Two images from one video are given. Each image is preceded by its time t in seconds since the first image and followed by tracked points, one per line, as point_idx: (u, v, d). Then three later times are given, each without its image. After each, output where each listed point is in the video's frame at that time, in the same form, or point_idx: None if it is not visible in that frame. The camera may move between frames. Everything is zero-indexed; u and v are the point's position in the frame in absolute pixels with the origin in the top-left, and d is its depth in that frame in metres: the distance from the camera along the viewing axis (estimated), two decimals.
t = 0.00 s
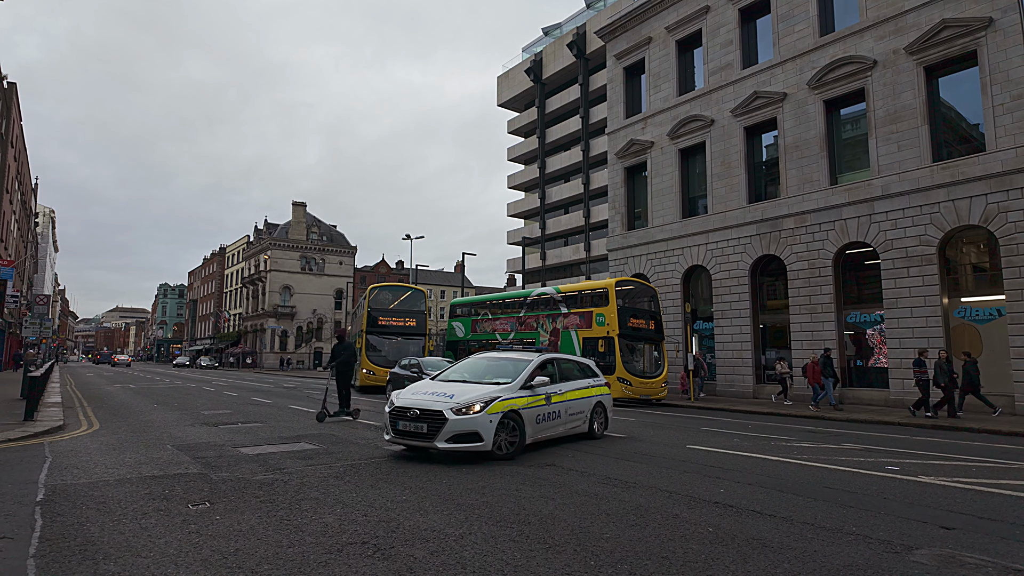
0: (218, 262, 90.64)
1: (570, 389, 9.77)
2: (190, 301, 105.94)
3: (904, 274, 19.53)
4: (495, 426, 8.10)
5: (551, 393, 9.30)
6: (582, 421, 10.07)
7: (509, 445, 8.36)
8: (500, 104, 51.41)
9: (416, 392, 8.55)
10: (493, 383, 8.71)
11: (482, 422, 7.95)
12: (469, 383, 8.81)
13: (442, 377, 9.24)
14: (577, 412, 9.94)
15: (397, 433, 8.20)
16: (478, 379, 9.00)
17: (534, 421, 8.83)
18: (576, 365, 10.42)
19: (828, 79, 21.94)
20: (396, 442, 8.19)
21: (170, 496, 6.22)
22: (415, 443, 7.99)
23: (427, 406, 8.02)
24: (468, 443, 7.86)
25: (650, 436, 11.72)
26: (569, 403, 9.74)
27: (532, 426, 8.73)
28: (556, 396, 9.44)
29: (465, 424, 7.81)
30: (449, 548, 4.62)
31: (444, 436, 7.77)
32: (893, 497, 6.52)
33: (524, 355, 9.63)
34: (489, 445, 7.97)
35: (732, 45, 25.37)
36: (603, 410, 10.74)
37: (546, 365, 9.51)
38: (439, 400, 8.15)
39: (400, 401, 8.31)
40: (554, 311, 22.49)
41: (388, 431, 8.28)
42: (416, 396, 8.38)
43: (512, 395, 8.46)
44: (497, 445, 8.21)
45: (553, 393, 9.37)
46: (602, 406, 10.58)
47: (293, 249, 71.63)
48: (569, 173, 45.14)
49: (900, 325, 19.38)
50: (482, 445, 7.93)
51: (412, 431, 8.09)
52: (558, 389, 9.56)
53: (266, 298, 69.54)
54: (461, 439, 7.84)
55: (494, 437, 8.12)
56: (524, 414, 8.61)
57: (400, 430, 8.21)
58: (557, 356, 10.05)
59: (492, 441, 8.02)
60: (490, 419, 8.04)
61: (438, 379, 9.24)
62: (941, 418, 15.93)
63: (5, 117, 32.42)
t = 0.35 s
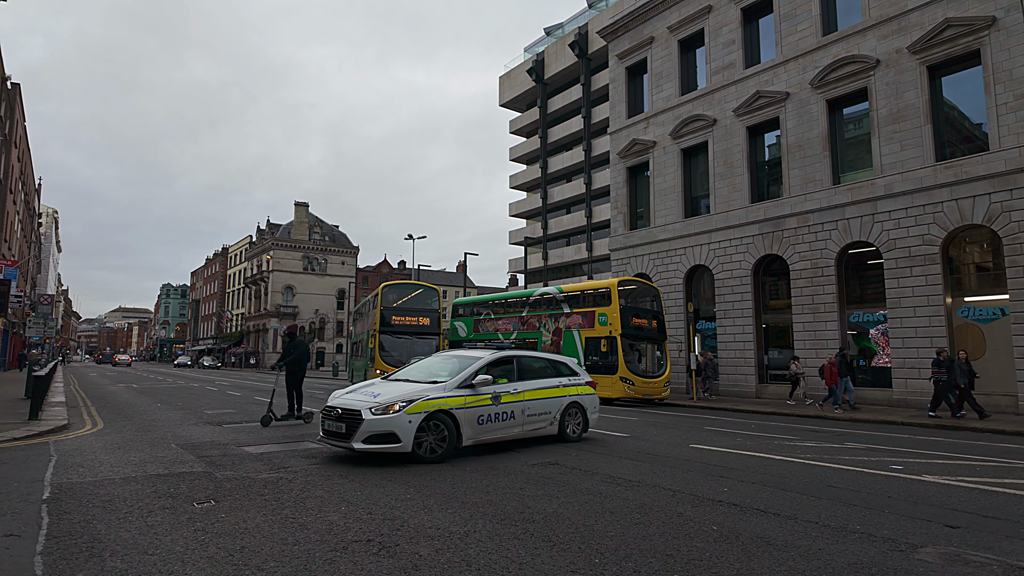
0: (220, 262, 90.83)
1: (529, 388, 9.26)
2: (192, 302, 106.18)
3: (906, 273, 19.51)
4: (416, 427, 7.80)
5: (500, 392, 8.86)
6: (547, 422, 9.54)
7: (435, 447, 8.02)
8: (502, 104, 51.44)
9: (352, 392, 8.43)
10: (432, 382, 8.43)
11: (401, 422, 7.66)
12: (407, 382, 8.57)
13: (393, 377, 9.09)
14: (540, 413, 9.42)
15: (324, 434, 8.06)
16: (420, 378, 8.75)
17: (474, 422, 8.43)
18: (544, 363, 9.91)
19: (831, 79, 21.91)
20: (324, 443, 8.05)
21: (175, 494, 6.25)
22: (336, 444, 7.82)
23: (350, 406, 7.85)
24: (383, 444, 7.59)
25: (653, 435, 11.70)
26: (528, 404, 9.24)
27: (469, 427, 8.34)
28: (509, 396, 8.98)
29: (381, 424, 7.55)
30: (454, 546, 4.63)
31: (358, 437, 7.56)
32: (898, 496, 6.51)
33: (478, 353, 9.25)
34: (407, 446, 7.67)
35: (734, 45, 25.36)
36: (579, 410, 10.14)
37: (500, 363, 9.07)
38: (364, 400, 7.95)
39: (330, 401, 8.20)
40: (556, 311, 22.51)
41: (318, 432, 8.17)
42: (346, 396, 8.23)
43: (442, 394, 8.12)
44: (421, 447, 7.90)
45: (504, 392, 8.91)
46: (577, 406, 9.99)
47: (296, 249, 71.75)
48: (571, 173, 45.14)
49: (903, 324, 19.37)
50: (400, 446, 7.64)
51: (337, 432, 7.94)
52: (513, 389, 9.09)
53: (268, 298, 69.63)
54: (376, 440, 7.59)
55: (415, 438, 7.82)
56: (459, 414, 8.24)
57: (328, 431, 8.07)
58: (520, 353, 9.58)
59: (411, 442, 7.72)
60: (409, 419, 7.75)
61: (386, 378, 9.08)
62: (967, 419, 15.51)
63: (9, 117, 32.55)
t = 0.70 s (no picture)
0: (223, 262, 91.02)
1: (487, 389, 8.95)
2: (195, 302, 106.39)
3: (910, 272, 19.45)
4: (348, 427, 7.66)
5: (451, 393, 8.60)
6: (510, 423, 9.17)
7: (371, 448, 7.84)
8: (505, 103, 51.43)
9: (299, 391, 8.42)
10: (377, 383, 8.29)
11: (330, 422, 7.54)
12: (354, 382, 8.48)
13: (350, 378, 9.04)
14: (501, 415, 9.08)
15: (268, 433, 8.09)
16: (370, 378, 8.64)
17: (418, 423, 8.22)
18: (512, 362, 9.58)
19: (835, 77, 21.84)
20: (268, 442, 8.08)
21: (178, 494, 6.26)
22: (275, 443, 7.82)
23: (287, 406, 7.84)
24: (313, 445, 7.49)
25: (655, 435, 11.67)
26: (487, 404, 8.93)
27: (412, 428, 8.15)
28: (463, 397, 8.71)
29: (308, 424, 7.46)
30: (456, 545, 4.62)
31: (288, 438, 7.51)
32: (903, 495, 6.48)
33: (435, 352, 9.04)
34: (337, 447, 7.54)
35: (737, 43, 25.29)
36: (552, 412, 9.70)
37: (454, 362, 8.83)
38: (303, 399, 7.92)
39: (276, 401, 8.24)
40: (558, 310, 22.50)
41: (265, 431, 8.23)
42: (292, 395, 8.24)
43: (379, 394, 7.94)
44: (355, 447, 7.76)
45: (456, 392, 8.65)
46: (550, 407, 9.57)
47: (299, 249, 71.85)
48: (574, 172, 45.13)
49: (907, 324, 19.32)
50: (329, 447, 7.52)
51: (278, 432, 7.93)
52: (468, 389, 8.81)
53: (271, 298, 69.75)
54: (306, 441, 7.51)
55: (347, 438, 7.69)
56: (400, 415, 8.05)
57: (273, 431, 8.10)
58: (482, 352, 9.31)
59: (341, 443, 7.59)
60: (339, 420, 7.61)
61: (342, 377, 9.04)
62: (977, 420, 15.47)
63: (12, 118, 32.62)
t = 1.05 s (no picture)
0: (227, 262, 91.26)
1: (446, 389, 8.77)
2: (199, 302, 106.74)
3: (915, 272, 19.38)
4: (290, 427, 7.67)
5: (405, 393, 8.47)
6: (474, 425, 8.96)
7: (314, 448, 7.80)
8: (508, 103, 51.45)
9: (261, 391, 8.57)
10: (327, 382, 8.26)
11: (270, 421, 7.57)
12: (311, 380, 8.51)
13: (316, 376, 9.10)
14: (463, 416, 8.87)
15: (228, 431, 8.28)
16: (328, 377, 8.65)
17: (367, 423, 8.11)
18: (478, 362, 9.39)
19: (839, 76, 21.78)
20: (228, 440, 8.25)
21: (182, 494, 6.27)
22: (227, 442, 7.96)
23: (238, 405, 7.97)
24: (254, 444, 7.56)
25: (659, 435, 11.65)
26: (446, 404, 8.75)
27: (360, 428, 8.05)
28: (419, 397, 8.56)
29: (249, 423, 7.53)
30: (460, 544, 4.64)
31: (232, 436, 7.63)
32: (908, 496, 6.46)
33: (394, 352, 8.93)
34: (276, 446, 7.55)
35: (740, 43, 25.24)
36: (522, 413, 9.42)
37: (410, 362, 8.71)
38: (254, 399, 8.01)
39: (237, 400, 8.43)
40: (562, 310, 22.50)
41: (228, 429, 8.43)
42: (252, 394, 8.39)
43: (324, 394, 7.88)
44: (298, 447, 7.75)
45: (411, 393, 8.51)
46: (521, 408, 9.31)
47: (302, 249, 71.99)
48: (577, 172, 45.11)
49: (911, 324, 19.25)
50: (270, 445, 7.55)
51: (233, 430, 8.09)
52: (426, 390, 8.65)
53: (275, 298, 69.93)
54: (249, 440, 7.58)
55: (289, 438, 7.69)
56: (348, 415, 7.97)
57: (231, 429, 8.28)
58: (444, 352, 9.16)
59: (282, 442, 7.60)
60: (280, 419, 7.62)
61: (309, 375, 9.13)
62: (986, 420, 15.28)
63: (18, 119, 32.78)
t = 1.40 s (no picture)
0: (230, 262, 91.42)
1: (405, 390, 8.61)
2: (203, 301, 107.01)
3: (919, 271, 19.31)
4: (238, 426, 7.80)
5: (361, 393, 8.38)
6: (435, 427, 8.76)
7: (263, 446, 7.87)
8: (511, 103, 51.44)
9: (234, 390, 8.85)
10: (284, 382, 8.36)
11: (219, 419, 7.75)
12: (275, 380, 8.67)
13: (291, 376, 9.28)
14: (423, 417, 8.68)
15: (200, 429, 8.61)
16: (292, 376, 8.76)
17: (319, 423, 8.10)
18: (445, 362, 9.16)
19: (843, 75, 21.71)
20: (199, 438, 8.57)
21: (186, 493, 6.27)
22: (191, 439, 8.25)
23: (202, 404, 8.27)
24: (206, 441, 7.78)
25: (662, 434, 11.64)
26: (405, 405, 8.59)
27: (311, 428, 8.04)
28: (375, 397, 8.45)
29: (200, 421, 7.78)
30: (464, 544, 4.65)
31: (188, 434, 7.91)
32: (913, 496, 6.44)
33: (358, 352, 8.88)
34: (225, 443, 7.70)
35: (744, 42, 25.20)
36: (490, 416, 9.11)
37: (369, 362, 8.61)
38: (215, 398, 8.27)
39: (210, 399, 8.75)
40: (565, 310, 22.49)
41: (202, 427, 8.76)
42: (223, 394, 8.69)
43: (274, 392, 7.97)
44: (248, 445, 7.86)
45: (367, 393, 8.42)
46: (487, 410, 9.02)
47: (306, 249, 72.12)
48: (580, 171, 45.10)
49: (916, 324, 19.19)
50: (218, 443, 7.72)
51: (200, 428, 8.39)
52: (384, 390, 8.53)
53: (279, 297, 70.09)
54: (201, 438, 7.81)
55: (238, 436, 7.82)
56: (299, 414, 8.00)
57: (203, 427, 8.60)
58: (408, 352, 8.99)
59: (230, 440, 7.75)
60: (229, 417, 7.78)
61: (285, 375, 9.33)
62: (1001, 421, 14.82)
63: (23, 119, 32.89)
